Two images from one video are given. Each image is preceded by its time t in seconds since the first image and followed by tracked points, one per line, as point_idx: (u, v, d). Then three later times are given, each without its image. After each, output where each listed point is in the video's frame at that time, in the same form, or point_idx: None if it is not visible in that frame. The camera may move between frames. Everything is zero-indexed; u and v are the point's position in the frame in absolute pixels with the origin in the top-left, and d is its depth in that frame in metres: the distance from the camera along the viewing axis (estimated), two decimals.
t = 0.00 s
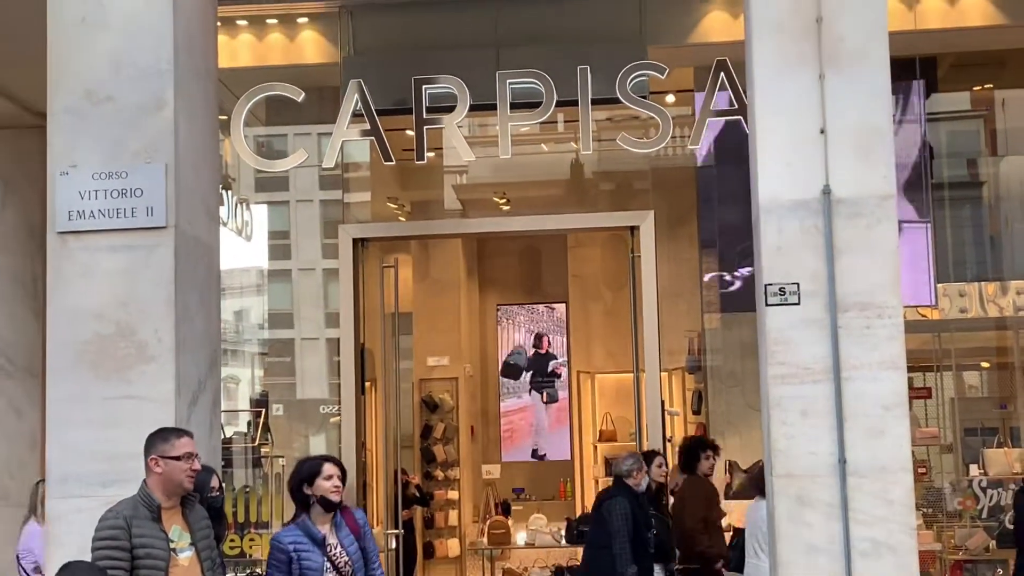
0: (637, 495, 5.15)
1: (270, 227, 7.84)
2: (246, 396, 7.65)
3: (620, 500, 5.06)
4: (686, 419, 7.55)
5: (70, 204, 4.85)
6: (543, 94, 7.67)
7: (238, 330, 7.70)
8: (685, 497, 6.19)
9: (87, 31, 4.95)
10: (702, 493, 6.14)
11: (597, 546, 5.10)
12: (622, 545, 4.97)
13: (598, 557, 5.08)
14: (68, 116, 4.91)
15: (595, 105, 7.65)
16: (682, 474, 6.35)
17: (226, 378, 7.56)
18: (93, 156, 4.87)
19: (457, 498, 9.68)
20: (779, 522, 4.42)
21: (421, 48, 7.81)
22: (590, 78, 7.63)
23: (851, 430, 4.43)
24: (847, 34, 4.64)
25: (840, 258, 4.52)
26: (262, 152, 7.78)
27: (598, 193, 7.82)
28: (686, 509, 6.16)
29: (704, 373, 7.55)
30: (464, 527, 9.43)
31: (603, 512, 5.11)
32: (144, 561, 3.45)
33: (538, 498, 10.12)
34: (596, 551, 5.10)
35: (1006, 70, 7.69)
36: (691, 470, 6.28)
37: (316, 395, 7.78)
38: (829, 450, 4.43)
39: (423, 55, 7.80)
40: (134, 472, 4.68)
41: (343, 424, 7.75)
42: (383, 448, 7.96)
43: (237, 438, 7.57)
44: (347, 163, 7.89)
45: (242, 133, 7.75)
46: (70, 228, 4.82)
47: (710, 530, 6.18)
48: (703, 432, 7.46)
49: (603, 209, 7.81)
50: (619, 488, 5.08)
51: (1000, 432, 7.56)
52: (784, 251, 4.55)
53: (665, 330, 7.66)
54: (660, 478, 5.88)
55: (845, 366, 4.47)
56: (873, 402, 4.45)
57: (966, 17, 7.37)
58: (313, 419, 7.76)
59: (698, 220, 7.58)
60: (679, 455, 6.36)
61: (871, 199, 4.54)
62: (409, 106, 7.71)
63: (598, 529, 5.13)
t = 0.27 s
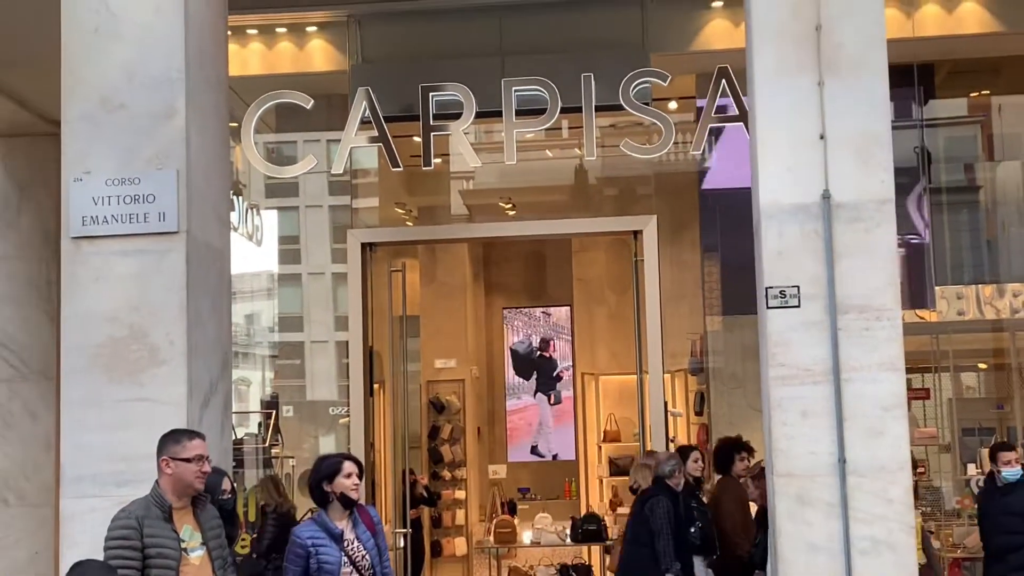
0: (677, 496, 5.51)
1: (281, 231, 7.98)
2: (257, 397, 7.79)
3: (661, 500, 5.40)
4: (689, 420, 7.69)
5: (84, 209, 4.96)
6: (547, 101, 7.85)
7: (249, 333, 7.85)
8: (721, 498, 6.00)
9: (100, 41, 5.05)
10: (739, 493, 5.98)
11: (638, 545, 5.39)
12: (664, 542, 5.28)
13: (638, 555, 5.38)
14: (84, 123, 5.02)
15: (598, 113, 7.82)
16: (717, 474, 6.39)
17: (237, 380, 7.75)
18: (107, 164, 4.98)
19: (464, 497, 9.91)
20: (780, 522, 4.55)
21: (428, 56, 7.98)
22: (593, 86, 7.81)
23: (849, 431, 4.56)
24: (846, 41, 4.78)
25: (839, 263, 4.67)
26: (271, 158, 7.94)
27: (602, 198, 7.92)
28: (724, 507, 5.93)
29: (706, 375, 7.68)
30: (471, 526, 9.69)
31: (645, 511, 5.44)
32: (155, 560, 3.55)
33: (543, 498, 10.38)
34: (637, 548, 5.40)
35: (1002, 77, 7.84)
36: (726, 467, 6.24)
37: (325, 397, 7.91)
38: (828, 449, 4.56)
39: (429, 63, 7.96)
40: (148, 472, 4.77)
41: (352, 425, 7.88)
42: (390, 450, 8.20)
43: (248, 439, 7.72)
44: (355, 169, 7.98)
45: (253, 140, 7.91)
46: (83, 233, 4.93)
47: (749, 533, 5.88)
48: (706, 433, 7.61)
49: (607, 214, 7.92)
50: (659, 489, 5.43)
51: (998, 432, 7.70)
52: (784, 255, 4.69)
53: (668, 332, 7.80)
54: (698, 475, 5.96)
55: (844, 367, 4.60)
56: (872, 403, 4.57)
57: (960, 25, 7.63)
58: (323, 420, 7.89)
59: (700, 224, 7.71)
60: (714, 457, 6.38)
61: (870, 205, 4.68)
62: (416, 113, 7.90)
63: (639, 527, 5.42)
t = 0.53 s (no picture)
0: (702, 482, 5.68)
1: (284, 228, 8.11)
2: (261, 391, 7.92)
3: (686, 485, 5.59)
4: (686, 413, 7.83)
5: (89, 205, 5.08)
6: (546, 99, 7.97)
7: (253, 327, 7.97)
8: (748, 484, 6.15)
9: (105, 41, 5.18)
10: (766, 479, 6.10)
11: (667, 533, 5.60)
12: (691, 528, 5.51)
13: (666, 543, 5.58)
14: (90, 120, 5.14)
15: (597, 109, 7.92)
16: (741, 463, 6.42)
17: (242, 373, 7.82)
18: (112, 160, 5.10)
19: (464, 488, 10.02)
20: (773, 512, 4.67)
21: (428, 55, 8.12)
22: (592, 84, 7.92)
23: (842, 423, 4.68)
24: (841, 41, 4.91)
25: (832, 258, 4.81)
26: (275, 155, 8.07)
27: (600, 194, 8.04)
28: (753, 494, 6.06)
29: (702, 368, 7.80)
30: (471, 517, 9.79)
31: (672, 499, 5.62)
32: (157, 551, 3.66)
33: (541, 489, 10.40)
34: (666, 537, 5.60)
35: (994, 77, 7.98)
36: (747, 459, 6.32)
37: (328, 389, 8.06)
38: (821, 442, 4.69)
39: (431, 61, 8.10)
40: (154, 463, 4.89)
41: (353, 418, 8.01)
42: (393, 440, 8.31)
43: (252, 432, 7.83)
44: (357, 166, 8.11)
45: (256, 136, 8.04)
46: (89, 228, 5.05)
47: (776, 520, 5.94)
48: (702, 425, 7.75)
49: (605, 211, 8.03)
50: (683, 477, 5.61)
51: (988, 425, 7.88)
52: (778, 250, 4.82)
53: (665, 326, 7.91)
54: (722, 464, 6.15)
55: (838, 360, 4.73)
56: (865, 395, 4.70)
57: (952, 25, 7.78)
58: (326, 412, 8.04)
59: (697, 219, 7.86)
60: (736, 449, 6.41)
61: (863, 201, 4.81)
62: (417, 111, 8.02)
63: (666, 515, 5.62)
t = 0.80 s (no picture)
0: (725, 472, 5.83)
1: (289, 222, 8.29)
2: (266, 379, 8.14)
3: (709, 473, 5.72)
4: (679, 402, 8.06)
5: (98, 199, 5.28)
6: (544, 96, 8.18)
7: (258, 318, 8.19)
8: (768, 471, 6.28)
9: (112, 38, 5.37)
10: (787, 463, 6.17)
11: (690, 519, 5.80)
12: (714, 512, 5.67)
13: (693, 530, 5.78)
14: (99, 116, 5.34)
15: (593, 106, 8.14)
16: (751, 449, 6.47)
17: (248, 363, 8.05)
18: (120, 155, 5.30)
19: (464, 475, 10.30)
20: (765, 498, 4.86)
21: (430, 53, 8.33)
22: (588, 81, 8.14)
23: (832, 413, 4.87)
24: (831, 40, 5.09)
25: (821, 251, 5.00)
26: (279, 150, 8.25)
27: (597, 189, 8.26)
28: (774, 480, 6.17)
29: (696, 359, 7.99)
30: (471, 503, 10.07)
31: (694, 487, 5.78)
32: (163, 536, 3.88)
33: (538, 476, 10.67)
34: (691, 523, 5.80)
35: (981, 74, 8.17)
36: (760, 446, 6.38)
37: (331, 379, 8.26)
38: (810, 431, 4.87)
39: (433, 58, 8.32)
40: (160, 451, 5.12)
41: (356, 407, 8.23)
42: (396, 428, 8.55)
43: (258, 419, 8.09)
44: (360, 161, 8.32)
45: (261, 133, 8.20)
46: (97, 222, 5.26)
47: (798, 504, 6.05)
48: (695, 413, 7.97)
49: (601, 205, 8.26)
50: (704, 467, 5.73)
51: (974, 414, 8.00)
52: (770, 243, 5.00)
53: (660, 318, 8.16)
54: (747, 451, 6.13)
55: (828, 351, 4.91)
56: (853, 385, 4.90)
57: (939, 24, 7.97)
58: (329, 401, 8.24)
59: (690, 214, 8.08)
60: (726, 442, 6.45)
61: (853, 195, 4.99)
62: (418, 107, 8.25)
63: (691, 504, 5.80)
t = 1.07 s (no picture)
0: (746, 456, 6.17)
1: (296, 219, 8.59)
2: (274, 369, 8.45)
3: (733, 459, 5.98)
4: (674, 392, 8.39)
5: (112, 197, 5.56)
6: (542, 96, 8.45)
7: (267, 311, 8.46)
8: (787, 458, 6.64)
9: (126, 41, 5.66)
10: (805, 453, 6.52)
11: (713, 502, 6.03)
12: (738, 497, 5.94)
13: (713, 512, 6.03)
14: (114, 117, 5.62)
15: (589, 106, 8.41)
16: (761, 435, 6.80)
17: (256, 355, 8.38)
18: (134, 154, 5.58)
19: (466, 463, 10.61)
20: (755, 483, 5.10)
21: (431, 55, 8.61)
22: (586, 82, 8.41)
23: (821, 402, 5.10)
24: (820, 42, 5.35)
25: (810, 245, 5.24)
26: (287, 149, 8.52)
27: (594, 187, 8.54)
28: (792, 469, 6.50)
29: (689, 350, 8.29)
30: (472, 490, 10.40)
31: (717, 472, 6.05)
32: (175, 521, 4.03)
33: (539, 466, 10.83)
34: (713, 506, 6.05)
35: (964, 75, 8.43)
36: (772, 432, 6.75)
37: (338, 370, 8.54)
38: (800, 419, 5.11)
39: (436, 59, 8.60)
40: (171, 439, 5.38)
41: (361, 398, 8.49)
42: (399, 418, 8.90)
43: (266, 410, 8.37)
44: (365, 159, 8.61)
45: (269, 133, 8.47)
46: (111, 218, 5.54)
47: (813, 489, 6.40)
48: (689, 403, 8.30)
49: (598, 202, 8.54)
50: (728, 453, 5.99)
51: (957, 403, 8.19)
52: (760, 239, 5.25)
53: (655, 311, 8.43)
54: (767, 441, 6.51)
55: (817, 342, 5.15)
56: (841, 375, 5.13)
57: (924, 26, 8.26)
58: (335, 391, 8.52)
59: (684, 209, 8.36)
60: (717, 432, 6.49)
61: (840, 191, 5.24)
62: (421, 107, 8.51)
63: (714, 485, 6.06)
